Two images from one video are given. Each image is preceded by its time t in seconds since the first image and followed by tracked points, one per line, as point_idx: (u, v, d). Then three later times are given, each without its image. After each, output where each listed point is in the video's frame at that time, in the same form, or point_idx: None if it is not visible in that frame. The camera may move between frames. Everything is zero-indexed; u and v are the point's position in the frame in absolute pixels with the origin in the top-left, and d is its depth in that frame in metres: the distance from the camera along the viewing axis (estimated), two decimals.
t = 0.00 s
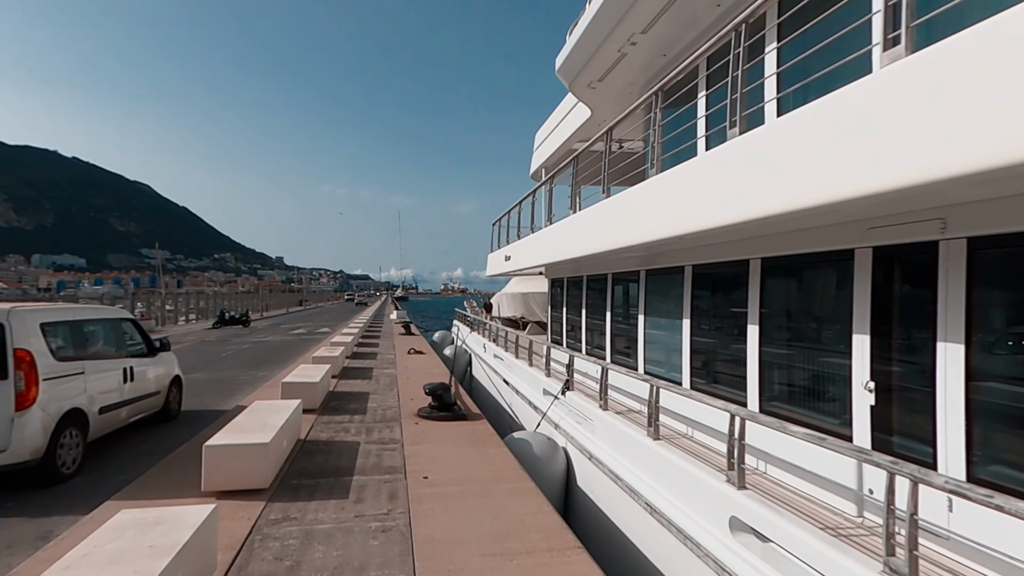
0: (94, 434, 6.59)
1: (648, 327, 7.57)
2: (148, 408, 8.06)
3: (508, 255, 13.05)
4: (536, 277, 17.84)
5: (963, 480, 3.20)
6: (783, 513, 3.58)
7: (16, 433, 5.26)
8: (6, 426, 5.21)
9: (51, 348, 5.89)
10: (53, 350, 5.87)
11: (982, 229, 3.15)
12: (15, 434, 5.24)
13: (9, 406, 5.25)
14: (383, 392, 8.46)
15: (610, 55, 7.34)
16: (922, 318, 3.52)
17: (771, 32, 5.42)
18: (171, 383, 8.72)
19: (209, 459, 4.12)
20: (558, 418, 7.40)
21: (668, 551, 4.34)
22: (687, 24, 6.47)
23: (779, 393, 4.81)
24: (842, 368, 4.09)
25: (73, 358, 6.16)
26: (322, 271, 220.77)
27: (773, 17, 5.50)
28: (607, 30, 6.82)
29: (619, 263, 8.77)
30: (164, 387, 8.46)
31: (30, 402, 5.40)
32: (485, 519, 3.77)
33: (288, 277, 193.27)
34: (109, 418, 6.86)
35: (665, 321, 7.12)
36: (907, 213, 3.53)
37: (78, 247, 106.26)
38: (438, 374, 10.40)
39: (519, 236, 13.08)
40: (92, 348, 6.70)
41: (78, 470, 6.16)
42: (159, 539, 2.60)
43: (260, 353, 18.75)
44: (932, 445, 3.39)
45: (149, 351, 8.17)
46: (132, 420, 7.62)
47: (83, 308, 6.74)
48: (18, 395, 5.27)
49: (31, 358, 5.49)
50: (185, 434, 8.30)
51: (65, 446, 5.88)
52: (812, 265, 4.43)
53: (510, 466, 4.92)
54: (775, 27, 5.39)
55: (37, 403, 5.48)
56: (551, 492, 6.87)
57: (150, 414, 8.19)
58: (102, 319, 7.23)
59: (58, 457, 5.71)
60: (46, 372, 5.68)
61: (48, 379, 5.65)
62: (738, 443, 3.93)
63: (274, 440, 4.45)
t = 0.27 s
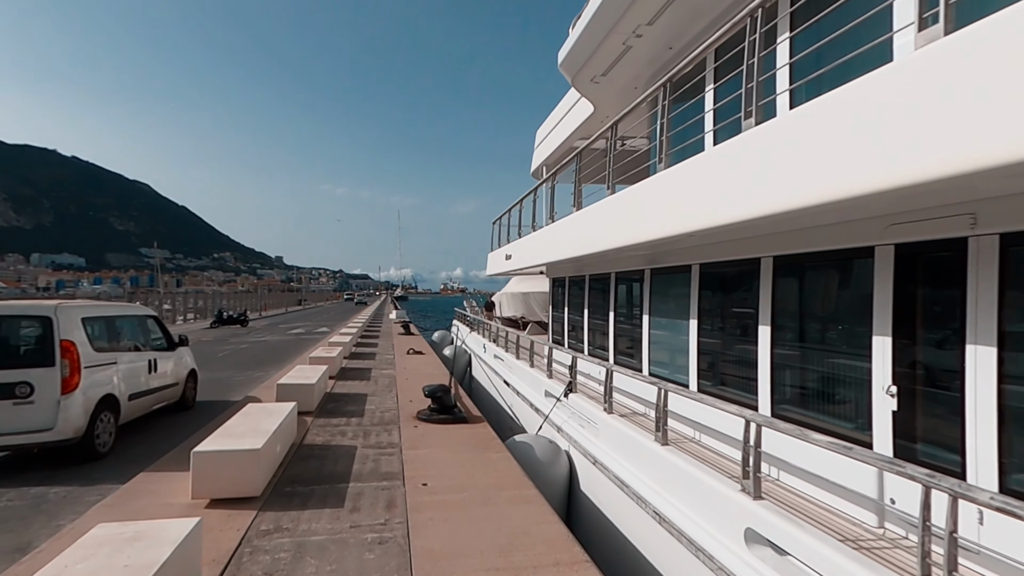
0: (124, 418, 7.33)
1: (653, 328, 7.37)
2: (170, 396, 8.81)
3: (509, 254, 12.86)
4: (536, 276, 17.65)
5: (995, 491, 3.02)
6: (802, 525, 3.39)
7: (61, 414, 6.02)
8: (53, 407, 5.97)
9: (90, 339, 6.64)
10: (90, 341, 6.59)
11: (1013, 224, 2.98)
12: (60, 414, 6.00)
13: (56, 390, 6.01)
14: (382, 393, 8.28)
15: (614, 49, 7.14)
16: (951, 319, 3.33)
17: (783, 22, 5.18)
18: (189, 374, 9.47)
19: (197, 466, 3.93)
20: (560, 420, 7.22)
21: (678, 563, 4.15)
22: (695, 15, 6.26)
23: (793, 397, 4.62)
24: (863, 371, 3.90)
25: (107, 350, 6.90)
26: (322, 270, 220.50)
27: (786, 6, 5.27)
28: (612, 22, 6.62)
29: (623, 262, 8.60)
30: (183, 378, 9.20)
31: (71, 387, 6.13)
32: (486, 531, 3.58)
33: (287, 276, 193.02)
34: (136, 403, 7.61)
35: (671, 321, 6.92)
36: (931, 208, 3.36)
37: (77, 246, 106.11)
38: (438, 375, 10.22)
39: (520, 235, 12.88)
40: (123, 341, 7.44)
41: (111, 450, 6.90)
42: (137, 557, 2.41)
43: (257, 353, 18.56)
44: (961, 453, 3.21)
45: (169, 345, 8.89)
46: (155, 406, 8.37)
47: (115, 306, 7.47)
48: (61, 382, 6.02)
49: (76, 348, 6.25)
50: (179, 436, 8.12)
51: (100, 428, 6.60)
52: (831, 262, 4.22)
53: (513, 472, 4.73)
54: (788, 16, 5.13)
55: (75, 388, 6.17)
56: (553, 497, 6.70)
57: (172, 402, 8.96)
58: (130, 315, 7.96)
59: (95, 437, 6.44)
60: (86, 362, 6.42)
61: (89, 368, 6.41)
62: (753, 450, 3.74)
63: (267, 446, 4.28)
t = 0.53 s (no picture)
0: (157, 400, 8.65)
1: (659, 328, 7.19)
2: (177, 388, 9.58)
3: (509, 252, 12.67)
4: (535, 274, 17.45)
5: None
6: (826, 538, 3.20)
7: (94, 399, 6.95)
8: (88, 392, 6.91)
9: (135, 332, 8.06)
10: (125, 335, 7.71)
11: None
12: (94, 399, 6.94)
13: (88, 377, 6.90)
14: (379, 394, 8.08)
15: (619, 40, 6.96)
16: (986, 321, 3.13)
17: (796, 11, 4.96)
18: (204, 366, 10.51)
19: (184, 474, 3.72)
20: (563, 423, 7.04)
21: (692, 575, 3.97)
22: (703, 5, 6.07)
23: (807, 400, 4.42)
24: (886, 374, 3.69)
25: (132, 343, 7.84)
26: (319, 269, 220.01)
27: None
28: (616, 13, 6.43)
29: (625, 261, 8.42)
30: (192, 372, 10.01)
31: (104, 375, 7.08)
32: (490, 544, 3.39)
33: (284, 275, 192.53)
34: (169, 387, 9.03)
35: (677, 321, 6.73)
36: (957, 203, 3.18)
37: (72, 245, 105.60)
38: (436, 375, 10.02)
39: (521, 232, 12.67)
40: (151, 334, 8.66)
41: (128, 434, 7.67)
42: None
43: (253, 353, 18.33)
44: (996, 463, 3.03)
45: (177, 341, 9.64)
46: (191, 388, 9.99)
47: (127, 304, 8.16)
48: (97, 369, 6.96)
49: (105, 340, 7.18)
50: (171, 439, 7.90)
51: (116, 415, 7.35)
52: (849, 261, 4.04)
53: (517, 479, 4.54)
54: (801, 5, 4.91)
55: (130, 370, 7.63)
56: (556, 501, 6.52)
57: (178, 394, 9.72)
58: (150, 310, 8.95)
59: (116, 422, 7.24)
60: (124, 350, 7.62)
61: (112, 358, 7.23)
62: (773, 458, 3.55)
63: (260, 451, 4.09)
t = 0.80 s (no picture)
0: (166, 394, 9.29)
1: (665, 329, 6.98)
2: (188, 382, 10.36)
3: (508, 252, 12.46)
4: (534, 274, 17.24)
5: None
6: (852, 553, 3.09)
7: (119, 389, 7.64)
8: (115, 382, 7.60)
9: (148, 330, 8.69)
10: (141, 332, 8.39)
11: None
12: (119, 389, 7.64)
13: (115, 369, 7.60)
14: (376, 397, 7.86)
15: (624, 33, 6.75)
16: None
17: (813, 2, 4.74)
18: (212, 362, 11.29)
19: (168, 488, 3.48)
20: (566, 427, 6.84)
21: None
22: None
23: (824, 404, 4.23)
24: (914, 381, 3.50)
25: (151, 339, 8.65)
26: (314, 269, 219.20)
27: None
28: (622, 4, 6.22)
29: (627, 260, 8.23)
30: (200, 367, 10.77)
31: (127, 367, 7.77)
32: (497, 561, 3.18)
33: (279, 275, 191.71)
34: (177, 382, 9.69)
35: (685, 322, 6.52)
36: (996, 196, 2.99)
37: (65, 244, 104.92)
38: (434, 377, 9.80)
39: (520, 232, 12.46)
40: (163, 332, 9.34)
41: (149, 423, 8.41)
42: None
43: (246, 354, 18.04)
44: None
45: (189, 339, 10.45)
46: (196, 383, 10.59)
47: (143, 304, 8.89)
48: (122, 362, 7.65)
49: (129, 336, 7.90)
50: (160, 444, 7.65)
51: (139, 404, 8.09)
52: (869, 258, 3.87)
53: (521, 488, 4.33)
54: None
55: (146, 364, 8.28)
56: (559, 508, 6.31)
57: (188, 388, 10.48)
58: (165, 309, 9.76)
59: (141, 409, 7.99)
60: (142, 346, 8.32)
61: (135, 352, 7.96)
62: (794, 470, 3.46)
63: (251, 459, 3.89)
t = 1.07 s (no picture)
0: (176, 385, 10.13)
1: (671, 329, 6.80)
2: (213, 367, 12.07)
3: (506, 249, 12.25)
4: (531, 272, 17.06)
5: None
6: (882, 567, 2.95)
7: (139, 379, 8.63)
8: (134, 373, 8.58)
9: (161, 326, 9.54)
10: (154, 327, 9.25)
11: None
12: (139, 379, 8.62)
13: (135, 361, 8.60)
14: (373, 398, 7.66)
15: (629, 24, 6.57)
16: None
17: None
18: (220, 355, 12.34)
19: (152, 500, 3.27)
20: (569, 429, 6.65)
21: None
22: None
23: (840, 407, 4.11)
24: (942, 384, 3.36)
25: (166, 333, 9.59)
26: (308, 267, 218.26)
27: None
28: None
29: (629, 258, 8.04)
30: (213, 357, 11.94)
31: (147, 359, 8.75)
32: None
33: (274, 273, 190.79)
34: (189, 372, 10.64)
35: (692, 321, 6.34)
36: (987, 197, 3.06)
37: (58, 241, 104.34)
38: (432, 377, 9.60)
39: (518, 229, 12.26)
40: (178, 327, 10.34)
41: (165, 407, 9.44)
42: None
43: (239, 353, 17.76)
44: None
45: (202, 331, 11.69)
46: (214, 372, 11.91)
47: (162, 302, 9.91)
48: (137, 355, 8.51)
49: (147, 331, 8.85)
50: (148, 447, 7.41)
51: (157, 391, 9.08)
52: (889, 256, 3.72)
53: (526, 496, 4.15)
54: None
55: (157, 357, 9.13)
56: (562, 513, 6.13)
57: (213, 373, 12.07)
58: (173, 306, 10.53)
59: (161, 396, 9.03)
60: (158, 340, 9.29)
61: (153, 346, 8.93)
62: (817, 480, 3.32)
63: (242, 466, 3.69)
